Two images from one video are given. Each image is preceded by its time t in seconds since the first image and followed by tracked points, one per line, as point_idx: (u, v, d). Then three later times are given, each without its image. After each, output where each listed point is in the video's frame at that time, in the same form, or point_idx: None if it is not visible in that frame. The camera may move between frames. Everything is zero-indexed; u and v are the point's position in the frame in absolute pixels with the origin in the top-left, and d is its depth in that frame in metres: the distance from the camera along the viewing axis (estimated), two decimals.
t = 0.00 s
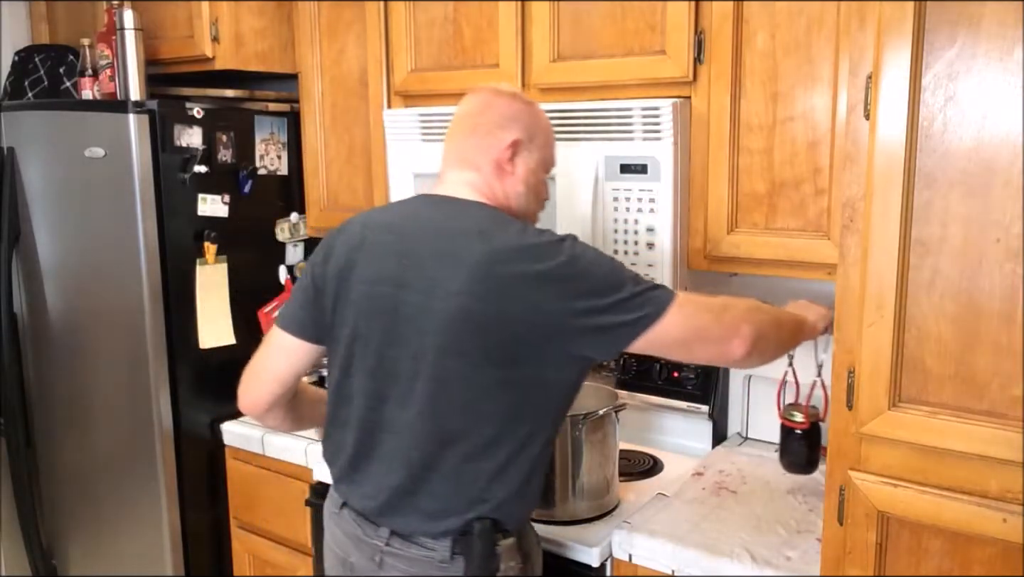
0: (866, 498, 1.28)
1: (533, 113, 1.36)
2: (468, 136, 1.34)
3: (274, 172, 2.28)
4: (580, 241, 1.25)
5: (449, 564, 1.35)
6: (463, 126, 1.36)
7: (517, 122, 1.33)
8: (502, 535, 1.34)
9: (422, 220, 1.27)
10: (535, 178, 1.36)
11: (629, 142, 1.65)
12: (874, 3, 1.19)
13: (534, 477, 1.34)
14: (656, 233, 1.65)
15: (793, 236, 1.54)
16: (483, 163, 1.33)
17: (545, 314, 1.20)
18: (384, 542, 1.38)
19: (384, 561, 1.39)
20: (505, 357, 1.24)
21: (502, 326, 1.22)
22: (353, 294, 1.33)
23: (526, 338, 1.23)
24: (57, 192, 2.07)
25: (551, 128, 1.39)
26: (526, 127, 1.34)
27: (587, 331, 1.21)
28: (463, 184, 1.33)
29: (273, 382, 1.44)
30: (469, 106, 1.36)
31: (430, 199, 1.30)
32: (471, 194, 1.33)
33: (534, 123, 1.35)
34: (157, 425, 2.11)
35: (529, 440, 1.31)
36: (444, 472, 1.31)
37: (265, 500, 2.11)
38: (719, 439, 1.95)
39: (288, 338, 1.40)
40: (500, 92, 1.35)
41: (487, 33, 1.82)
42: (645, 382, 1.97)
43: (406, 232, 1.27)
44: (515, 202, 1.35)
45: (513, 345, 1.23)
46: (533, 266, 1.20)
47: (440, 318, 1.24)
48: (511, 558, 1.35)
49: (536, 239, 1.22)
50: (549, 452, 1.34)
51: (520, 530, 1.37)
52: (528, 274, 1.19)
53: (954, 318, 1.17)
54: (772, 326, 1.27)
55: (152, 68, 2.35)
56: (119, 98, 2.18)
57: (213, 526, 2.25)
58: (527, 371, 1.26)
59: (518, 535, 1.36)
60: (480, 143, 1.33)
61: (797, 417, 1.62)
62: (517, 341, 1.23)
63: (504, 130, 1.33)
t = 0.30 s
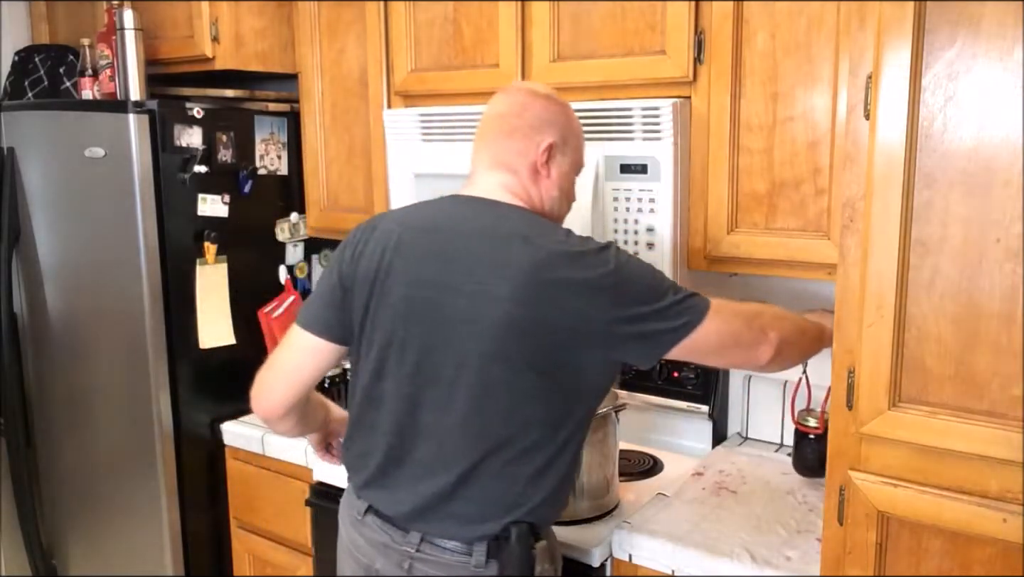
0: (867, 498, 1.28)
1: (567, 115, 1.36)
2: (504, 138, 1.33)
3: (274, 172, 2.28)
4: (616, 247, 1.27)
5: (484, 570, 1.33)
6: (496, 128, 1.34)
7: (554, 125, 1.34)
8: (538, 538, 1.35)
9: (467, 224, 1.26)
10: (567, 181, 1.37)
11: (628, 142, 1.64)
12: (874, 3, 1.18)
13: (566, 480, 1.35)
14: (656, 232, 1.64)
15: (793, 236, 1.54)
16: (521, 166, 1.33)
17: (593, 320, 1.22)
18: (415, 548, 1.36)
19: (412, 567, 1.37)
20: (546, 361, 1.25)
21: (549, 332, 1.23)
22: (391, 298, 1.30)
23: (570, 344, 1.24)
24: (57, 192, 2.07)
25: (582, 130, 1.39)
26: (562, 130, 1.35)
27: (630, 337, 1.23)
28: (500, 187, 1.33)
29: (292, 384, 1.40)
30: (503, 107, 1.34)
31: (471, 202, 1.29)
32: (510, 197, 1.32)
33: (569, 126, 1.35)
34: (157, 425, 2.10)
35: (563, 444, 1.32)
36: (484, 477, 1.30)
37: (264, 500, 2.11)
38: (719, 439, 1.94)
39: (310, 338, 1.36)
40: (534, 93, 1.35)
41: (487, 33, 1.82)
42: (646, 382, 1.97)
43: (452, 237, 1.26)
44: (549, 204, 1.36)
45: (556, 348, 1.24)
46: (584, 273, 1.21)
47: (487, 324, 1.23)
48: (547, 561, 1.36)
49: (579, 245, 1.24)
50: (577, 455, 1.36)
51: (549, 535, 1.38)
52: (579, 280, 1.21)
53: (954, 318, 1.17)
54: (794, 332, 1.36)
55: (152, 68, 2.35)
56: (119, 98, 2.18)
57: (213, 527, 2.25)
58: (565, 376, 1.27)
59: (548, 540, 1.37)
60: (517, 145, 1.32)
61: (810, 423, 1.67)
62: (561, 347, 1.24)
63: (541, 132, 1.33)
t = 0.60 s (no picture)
0: (866, 498, 1.28)
1: (585, 116, 1.36)
2: (523, 140, 1.33)
3: (274, 172, 2.28)
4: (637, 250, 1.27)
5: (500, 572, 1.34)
6: (513, 129, 1.34)
7: (572, 127, 1.34)
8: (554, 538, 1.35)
9: (490, 224, 1.26)
10: (583, 182, 1.38)
11: (628, 142, 1.64)
12: (874, 3, 1.19)
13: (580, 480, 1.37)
14: (656, 232, 1.64)
15: (793, 236, 1.54)
16: (540, 167, 1.33)
17: (615, 324, 1.23)
18: (431, 550, 1.36)
19: (427, 569, 1.37)
20: (569, 361, 1.26)
21: (571, 334, 1.23)
22: (413, 298, 1.30)
23: (591, 346, 1.25)
24: (58, 192, 2.07)
25: (598, 130, 1.40)
26: (580, 131, 1.35)
27: (650, 340, 1.24)
28: (520, 188, 1.32)
29: (305, 385, 1.39)
30: (521, 108, 1.34)
31: (491, 202, 1.29)
32: (529, 198, 1.32)
33: (587, 127, 1.36)
34: (157, 425, 2.10)
35: (579, 445, 1.34)
36: (502, 479, 1.31)
37: (265, 500, 2.11)
38: (719, 439, 1.95)
39: (324, 339, 1.36)
40: (552, 94, 1.34)
41: (487, 33, 1.82)
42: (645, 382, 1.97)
43: (475, 238, 1.26)
44: (566, 205, 1.36)
45: (577, 350, 1.25)
46: (607, 276, 1.22)
47: (509, 326, 1.24)
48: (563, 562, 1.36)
49: (601, 247, 1.24)
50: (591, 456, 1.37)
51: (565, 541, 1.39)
52: (603, 283, 1.22)
53: (954, 318, 1.17)
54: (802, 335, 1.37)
55: (152, 68, 2.35)
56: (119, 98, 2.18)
57: (213, 527, 2.25)
58: (584, 378, 1.28)
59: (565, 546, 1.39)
60: (536, 146, 1.32)
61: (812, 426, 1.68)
62: (581, 350, 1.25)
63: (559, 134, 1.33)
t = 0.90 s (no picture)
0: (866, 498, 1.28)
1: (592, 116, 1.36)
2: (529, 141, 1.33)
3: (274, 172, 2.28)
4: (643, 252, 1.27)
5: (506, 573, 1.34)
6: (519, 129, 1.34)
7: (579, 127, 1.33)
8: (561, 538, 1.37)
9: (497, 226, 1.26)
10: (590, 181, 1.38)
11: (629, 142, 1.64)
12: (874, 4, 1.18)
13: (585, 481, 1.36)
14: (656, 232, 1.64)
15: (793, 236, 1.54)
16: (546, 168, 1.33)
17: (622, 327, 1.23)
18: (437, 550, 1.36)
19: (433, 569, 1.37)
20: (574, 363, 1.26)
21: (578, 336, 1.24)
22: (419, 300, 1.29)
23: (597, 348, 1.25)
24: (58, 193, 2.07)
25: (605, 130, 1.39)
26: (586, 131, 1.34)
27: (656, 343, 1.25)
28: (525, 188, 1.33)
29: (310, 385, 1.39)
30: (528, 108, 1.33)
31: (496, 203, 1.29)
32: (534, 198, 1.32)
33: (594, 127, 1.35)
34: (157, 425, 2.10)
35: (584, 447, 1.34)
36: (508, 480, 1.31)
37: (264, 500, 2.11)
38: (719, 439, 1.94)
39: (328, 338, 1.36)
40: (559, 94, 1.34)
41: (487, 32, 1.82)
42: (646, 382, 1.97)
43: (481, 239, 1.26)
44: (573, 205, 1.36)
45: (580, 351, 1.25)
46: (615, 278, 1.22)
47: (513, 327, 1.24)
48: (569, 562, 1.38)
49: (609, 251, 1.24)
50: (596, 458, 1.37)
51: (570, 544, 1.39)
52: (610, 285, 1.22)
53: (954, 318, 1.17)
54: (803, 336, 1.37)
55: (152, 68, 2.35)
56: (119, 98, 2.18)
57: (213, 527, 2.25)
58: (590, 379, 1.28)
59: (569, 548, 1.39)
60: (542, 146, 1.32)
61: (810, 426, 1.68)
62: (587, 351, 1.25)
63: (565, 134, 1.32)
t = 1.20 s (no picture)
0: (866, 498, 1.28)
1: (592, 114, 1.36)
2: (529, 140, 1.33)
3: (274, 172, 2.28)
4: (645, 251, 1.26)
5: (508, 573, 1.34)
6: (518, 128, 1.34)
7: (578, 126, 1.33)
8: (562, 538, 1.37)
9: (496, 228, 1.26)
10: (591, 180, 1.38)
11: (628, 142, 1.64)
12: (874, 4, 1.18)
13: (586, 482, 1.36)
14: (656, 232, 1.64)
15: (793, 236, 1.54)
16: (546, 168, 1.33)
17: (624, 327, 1.23)
18: (438, 551, 1.36)
19: (435, 570, 1.37)
20: (574, 363, 1.26)
21: (580, 337, 1.24)
22: (420, 302, 1.29)
23: (599, 349, 1.25)
24: (58, 193, 2.07)
25: (605, 128, 1.39)
26: (586, 129, 1.34)
27: (657, 342, 1.25)
28: (525, 188, 1.33)
29: (311, 387, 1.39)
30: (527, 106, 1.33)
31: (496, 203, 1.29)
32: (535, 199, 1.32)
33: (594, 125, 1.35)
34: (157, 425, 2.10)
35: (586, 448, 1.34)
36: (511, 481, 1.31)
37: (264, 500, 2.11)
38: (719, 439, 1.94)
39: (328, 340, 1.36)
40: (558, 92, 1.34)
41: (487, 32, 1.82)
42: (646, 382, 1.97)
43: (481, 241, 1.26)
44: (574, 204, 1.36)
45: (581, 352, 1.25)
46: (616, 279, 1.22)
47: (513, 328, 1.24)
48: (570, 562, 1.39)
49: (610, 251, 1.24)
50: (597, 459, 1.37)
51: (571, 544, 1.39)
52: (611, 287, 1.22)
53: (954, 318, 1.17)
54: (803, 334, 1.37)
55: (152, 68, 2.35)
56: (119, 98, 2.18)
57: (213, 527, 2.25)
58: (591, 379, 1.28)
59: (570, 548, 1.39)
60: (542, 146, 1.32)
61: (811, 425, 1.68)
62: (589, 353, 1.25)
63: (564, 133, 1.32)
